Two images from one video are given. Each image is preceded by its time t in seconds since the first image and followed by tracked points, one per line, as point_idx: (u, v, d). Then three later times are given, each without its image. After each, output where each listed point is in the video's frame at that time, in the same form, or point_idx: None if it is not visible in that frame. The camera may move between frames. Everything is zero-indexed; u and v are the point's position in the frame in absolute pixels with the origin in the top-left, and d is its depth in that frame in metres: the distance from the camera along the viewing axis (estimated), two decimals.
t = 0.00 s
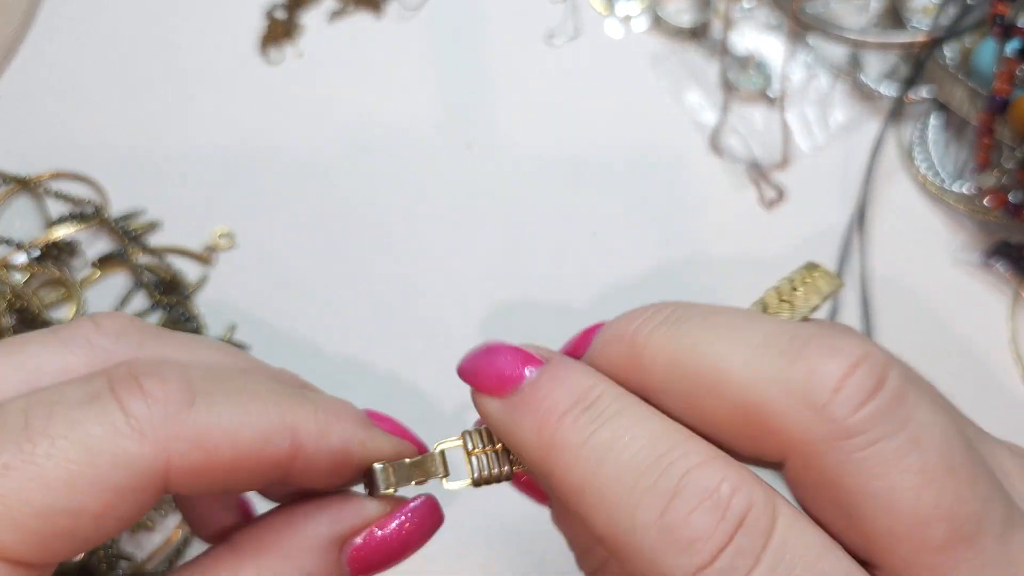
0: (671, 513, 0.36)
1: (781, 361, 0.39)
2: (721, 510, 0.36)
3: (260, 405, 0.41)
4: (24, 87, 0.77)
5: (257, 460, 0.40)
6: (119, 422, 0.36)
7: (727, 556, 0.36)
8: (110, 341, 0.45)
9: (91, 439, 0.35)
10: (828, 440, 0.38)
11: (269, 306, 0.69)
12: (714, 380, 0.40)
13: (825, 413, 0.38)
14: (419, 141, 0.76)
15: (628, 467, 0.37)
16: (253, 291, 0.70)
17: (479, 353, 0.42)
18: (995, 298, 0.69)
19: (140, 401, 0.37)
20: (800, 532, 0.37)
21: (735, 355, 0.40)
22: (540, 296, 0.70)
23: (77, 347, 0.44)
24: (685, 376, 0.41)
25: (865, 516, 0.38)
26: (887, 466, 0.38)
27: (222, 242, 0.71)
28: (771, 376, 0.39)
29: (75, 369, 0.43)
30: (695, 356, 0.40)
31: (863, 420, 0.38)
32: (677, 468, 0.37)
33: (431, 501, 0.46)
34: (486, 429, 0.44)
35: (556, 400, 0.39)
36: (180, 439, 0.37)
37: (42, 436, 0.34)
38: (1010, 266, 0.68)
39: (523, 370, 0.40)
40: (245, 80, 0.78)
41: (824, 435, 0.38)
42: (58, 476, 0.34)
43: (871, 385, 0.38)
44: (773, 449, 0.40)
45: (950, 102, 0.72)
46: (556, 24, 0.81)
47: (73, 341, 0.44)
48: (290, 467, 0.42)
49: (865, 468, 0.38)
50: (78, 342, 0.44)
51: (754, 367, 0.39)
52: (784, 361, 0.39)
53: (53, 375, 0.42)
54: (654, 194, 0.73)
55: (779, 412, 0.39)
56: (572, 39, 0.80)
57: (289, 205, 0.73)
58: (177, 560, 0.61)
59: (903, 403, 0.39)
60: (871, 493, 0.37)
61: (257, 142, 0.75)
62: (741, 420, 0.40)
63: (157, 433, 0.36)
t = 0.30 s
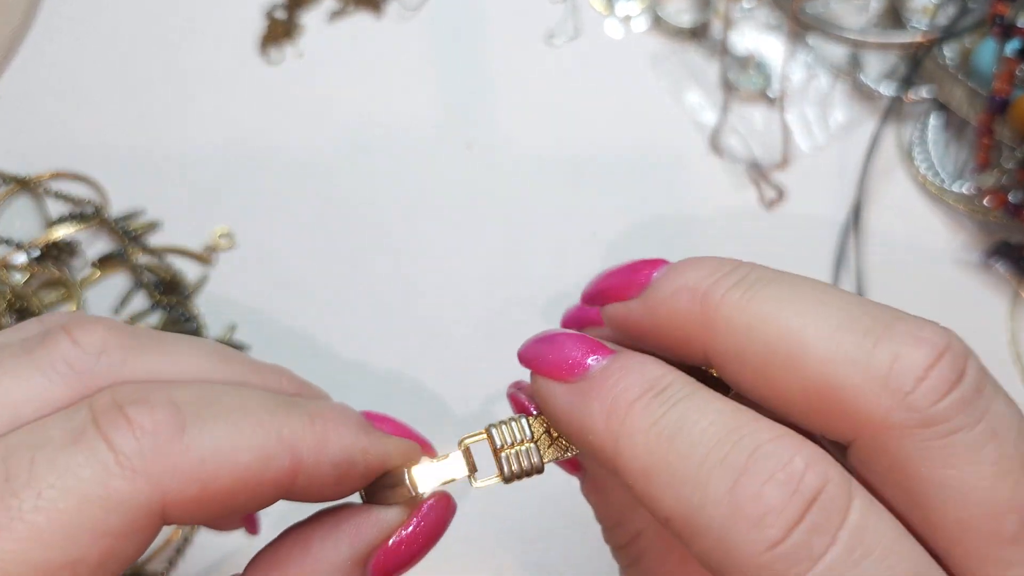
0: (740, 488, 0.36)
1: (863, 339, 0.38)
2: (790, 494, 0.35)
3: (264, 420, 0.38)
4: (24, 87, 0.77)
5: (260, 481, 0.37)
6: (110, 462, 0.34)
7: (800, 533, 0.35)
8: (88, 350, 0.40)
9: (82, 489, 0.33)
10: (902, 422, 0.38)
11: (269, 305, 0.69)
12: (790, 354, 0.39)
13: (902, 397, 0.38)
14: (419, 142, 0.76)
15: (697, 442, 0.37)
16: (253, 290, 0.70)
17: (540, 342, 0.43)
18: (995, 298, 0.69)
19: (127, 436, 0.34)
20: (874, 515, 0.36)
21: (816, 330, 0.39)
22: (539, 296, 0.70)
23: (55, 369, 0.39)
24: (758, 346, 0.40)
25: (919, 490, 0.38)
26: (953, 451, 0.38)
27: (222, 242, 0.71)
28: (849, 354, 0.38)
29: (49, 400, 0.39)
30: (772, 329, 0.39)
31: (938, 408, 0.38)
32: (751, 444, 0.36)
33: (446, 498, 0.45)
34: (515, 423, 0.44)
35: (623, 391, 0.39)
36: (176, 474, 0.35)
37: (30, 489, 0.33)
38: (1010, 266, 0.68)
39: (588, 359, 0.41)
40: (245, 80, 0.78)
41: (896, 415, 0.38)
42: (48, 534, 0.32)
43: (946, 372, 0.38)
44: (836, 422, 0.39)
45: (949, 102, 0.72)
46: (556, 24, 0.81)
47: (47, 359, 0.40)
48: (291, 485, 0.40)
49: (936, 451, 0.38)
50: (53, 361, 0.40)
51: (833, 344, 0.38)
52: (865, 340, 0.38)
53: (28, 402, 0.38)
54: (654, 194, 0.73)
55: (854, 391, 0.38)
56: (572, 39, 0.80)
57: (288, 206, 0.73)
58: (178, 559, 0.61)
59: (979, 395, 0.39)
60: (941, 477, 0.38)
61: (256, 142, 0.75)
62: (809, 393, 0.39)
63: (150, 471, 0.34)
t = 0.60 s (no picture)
0: (697, 479, 0.34)
1: (812, 334, 0.39)
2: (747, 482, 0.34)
3: (248, 424, 0.38)
4: (25, 87, 0.77)
5: (245, 489, 0.37)
6: (85, 486, 0.34)
7: (753, 520, 0.34)
8: (68, 362, 0.39)
9: (59, 516, 0.33)
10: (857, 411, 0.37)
11: (269, 305, 0.69)
12: (749, 354, 0.39)
13: (853, 386, 0.37)
14: (419, 141, 0.76)
15: (657, 438, 0.36)
16: (253, 289, 0.70)
17: (529, 340, 0.43)
18: (996, 298, 0.69)
19: (100, 458, 0.34)
20: (835, 502, 0.34)
21: (769, 329, 0.39)
22: (540, 295, 0.70)
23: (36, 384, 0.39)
24: (720, 347, 0.41)
25: (884, 480, 0.37)
26: (911, 438, 0.37)
27: (222, 242, 0.71)
28: (800, 349, 0.38)
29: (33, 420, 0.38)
30: (729, 329, 0.40)
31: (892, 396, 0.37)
32: (706, 435, 0.35)
33: (463, 504, 0.44)
34: (514, 420, 0.44)
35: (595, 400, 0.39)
36: (153, 493, 0.34)
37: (5, 519, 0.32)
38: (1011, 266, 0.68)
39: (577, 362, 0.41)
40: (245, 80, 0.78)
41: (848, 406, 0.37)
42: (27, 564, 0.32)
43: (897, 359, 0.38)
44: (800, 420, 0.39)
45: (949, 101, 0.72)
46: (556, 24, 0.81)
47: (26, 375, 0.39)
48: (283, 488, 0.39)
49: (892, 438, 0.37)
50: (34, 376, 0.39)
51: (784, 340, 0.39)
52: (814, 335, 0.38)
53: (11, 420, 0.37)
54: (654, 194, 0.73)
55: (807, 385, 0.38)
56: (572, 39, 0.80)
57: (288, 206, 0.73)
58: (177, 559, 0.61)
59: (935, 380, 0.38)
60: (901, 464, 0.37)
61: (256, 142, 0.75)
62: (770, 392, 0.39)
63: (128, 492, 0.34)
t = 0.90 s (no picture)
0: (708, 474, 0.34)
1: (830, 325, 0.38)
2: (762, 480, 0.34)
3: (252, 423, 0.37)
4: (25, 87, 0.77)
5: (250, 489, 0.37)
6: (91, 486, 0.34)
7: (765, 517, 0.33)
8: (71, 359, 0.39)
9: (64, 515, 0.33)
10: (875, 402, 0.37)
11: (269, 304, 0.69)
12: (767, 346, 0.39)
13: (873, 380, 0.37)
14: (418, 141, 0.76)
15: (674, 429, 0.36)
16: (253, 289, 0.69)
17: (540, 330, 0.44)
18: (996, 298, 0.69)
19: (106, 457, 0.34)
20: (845, 498, 0.34)
21: (787, 321, 0.39)
22: (540, 295, 0.70)
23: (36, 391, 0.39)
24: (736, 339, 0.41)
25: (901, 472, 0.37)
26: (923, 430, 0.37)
27: (222, 242, 0.71)
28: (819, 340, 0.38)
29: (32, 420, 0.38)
30: (745, 321, 0.40)
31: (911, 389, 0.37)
32: (718, 428, 0.35)
33: (462, 493, 0.45)
34: (525, 409, 0.44)
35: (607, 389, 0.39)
36: (160, 492, 0.34)
37: (12, 520, 0.32)
38: (1011, 266, 0.68)
39: (589, 353, 0.41)
40: (245, 80, 0.78)
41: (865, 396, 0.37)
42: (34, 565, 0.32)
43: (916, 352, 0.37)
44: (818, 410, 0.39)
45: (949, 102, 0.72)
46: (555, 23, 0.81)
47: (31, 372, 0.39)
48: (287, 487, 0.39)
49: (911, 435, 0.37)
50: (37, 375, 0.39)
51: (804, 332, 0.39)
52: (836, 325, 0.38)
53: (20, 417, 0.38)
54: (654, 194, 0.73)
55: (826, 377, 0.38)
56: (572, 39, 0.80)
57: (288, 206, 0.73)
58: (178, 559, 0.61)
59: (957, 375, 0.37)
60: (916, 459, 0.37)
61: (256, 142, 0.75)
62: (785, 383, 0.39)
63: (133, 491, 0.34)
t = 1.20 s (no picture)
0: (852, 426, 0.33)
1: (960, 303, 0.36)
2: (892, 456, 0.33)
3: (235, 434, 0.37)
4: (25, 87, 0.77)
5: (233, 500, 0.37)
6: (73, 490, 0.34)
7: (907, 484, 0.33)
8: (55, 342, 0.40)
9: (46, 516, 0.34)
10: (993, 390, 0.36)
11: (268, 304, 0.69)
12: (870, 311, 0.36)
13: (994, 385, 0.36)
14: (418, 141, 0.76)
15: (782, 382, 0.34)
16: (253, 290, 0.69)
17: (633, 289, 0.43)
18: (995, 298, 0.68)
19: (88, 459, 0.35)
20: (975, 475, 0.34)
21: (897, 290, 0.36)
22: (539, 295, 0.70)
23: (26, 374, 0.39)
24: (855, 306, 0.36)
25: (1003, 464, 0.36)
26: None
27: (222, 242, 0.71)
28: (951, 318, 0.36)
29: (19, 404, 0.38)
30: (855, 280, 0.37)
31: None
32: (859, 389, 0.33)
33: (444, 487, 0.44)
34: (516, 409, 0.44)
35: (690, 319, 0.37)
36: (142, 497, 0.35)
37: None
38: (1010, 266, 0.68)
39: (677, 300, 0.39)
40: (245, 80, 0.78)
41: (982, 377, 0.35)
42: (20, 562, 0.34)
43: None
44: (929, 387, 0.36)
45: (948, 101, 0.72)
46: (555, 24, 0.81)
47: (17, 358, 0.39)
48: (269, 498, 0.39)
49: None
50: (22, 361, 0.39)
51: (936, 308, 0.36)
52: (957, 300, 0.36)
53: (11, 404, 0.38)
54: (654, 194, 0.74)
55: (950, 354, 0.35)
56: (572, 39, 0.80)
57: (288, 206, 0.73)
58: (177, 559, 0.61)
59: None
60: None
61: (256, 142, 0.75)
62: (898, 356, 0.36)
63: (113, 497, 0.35)
